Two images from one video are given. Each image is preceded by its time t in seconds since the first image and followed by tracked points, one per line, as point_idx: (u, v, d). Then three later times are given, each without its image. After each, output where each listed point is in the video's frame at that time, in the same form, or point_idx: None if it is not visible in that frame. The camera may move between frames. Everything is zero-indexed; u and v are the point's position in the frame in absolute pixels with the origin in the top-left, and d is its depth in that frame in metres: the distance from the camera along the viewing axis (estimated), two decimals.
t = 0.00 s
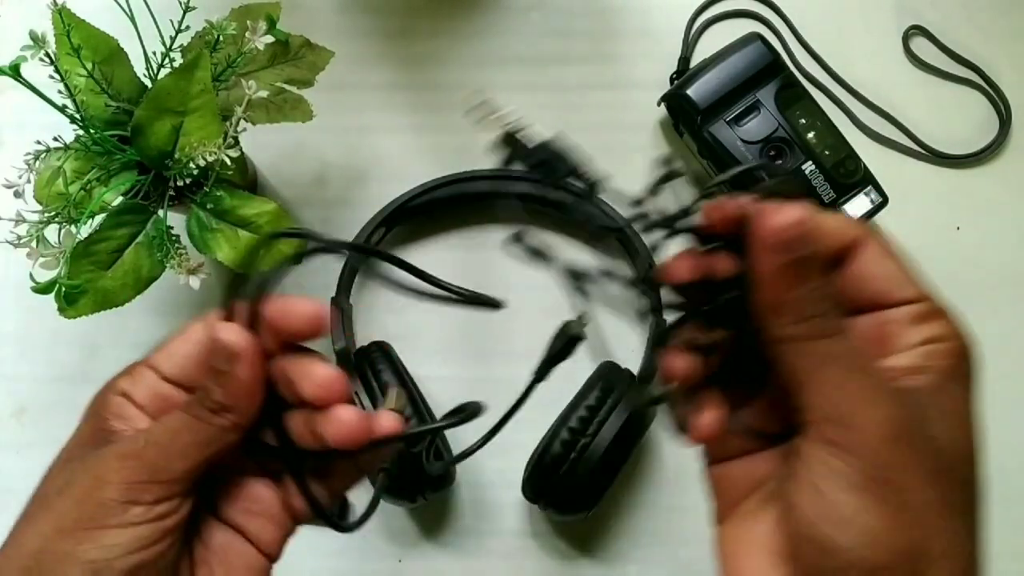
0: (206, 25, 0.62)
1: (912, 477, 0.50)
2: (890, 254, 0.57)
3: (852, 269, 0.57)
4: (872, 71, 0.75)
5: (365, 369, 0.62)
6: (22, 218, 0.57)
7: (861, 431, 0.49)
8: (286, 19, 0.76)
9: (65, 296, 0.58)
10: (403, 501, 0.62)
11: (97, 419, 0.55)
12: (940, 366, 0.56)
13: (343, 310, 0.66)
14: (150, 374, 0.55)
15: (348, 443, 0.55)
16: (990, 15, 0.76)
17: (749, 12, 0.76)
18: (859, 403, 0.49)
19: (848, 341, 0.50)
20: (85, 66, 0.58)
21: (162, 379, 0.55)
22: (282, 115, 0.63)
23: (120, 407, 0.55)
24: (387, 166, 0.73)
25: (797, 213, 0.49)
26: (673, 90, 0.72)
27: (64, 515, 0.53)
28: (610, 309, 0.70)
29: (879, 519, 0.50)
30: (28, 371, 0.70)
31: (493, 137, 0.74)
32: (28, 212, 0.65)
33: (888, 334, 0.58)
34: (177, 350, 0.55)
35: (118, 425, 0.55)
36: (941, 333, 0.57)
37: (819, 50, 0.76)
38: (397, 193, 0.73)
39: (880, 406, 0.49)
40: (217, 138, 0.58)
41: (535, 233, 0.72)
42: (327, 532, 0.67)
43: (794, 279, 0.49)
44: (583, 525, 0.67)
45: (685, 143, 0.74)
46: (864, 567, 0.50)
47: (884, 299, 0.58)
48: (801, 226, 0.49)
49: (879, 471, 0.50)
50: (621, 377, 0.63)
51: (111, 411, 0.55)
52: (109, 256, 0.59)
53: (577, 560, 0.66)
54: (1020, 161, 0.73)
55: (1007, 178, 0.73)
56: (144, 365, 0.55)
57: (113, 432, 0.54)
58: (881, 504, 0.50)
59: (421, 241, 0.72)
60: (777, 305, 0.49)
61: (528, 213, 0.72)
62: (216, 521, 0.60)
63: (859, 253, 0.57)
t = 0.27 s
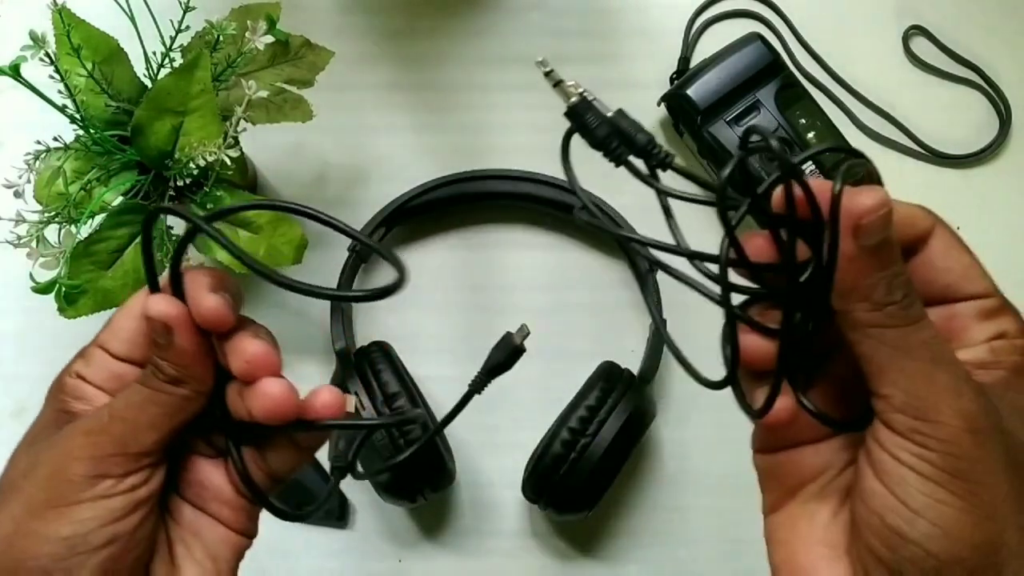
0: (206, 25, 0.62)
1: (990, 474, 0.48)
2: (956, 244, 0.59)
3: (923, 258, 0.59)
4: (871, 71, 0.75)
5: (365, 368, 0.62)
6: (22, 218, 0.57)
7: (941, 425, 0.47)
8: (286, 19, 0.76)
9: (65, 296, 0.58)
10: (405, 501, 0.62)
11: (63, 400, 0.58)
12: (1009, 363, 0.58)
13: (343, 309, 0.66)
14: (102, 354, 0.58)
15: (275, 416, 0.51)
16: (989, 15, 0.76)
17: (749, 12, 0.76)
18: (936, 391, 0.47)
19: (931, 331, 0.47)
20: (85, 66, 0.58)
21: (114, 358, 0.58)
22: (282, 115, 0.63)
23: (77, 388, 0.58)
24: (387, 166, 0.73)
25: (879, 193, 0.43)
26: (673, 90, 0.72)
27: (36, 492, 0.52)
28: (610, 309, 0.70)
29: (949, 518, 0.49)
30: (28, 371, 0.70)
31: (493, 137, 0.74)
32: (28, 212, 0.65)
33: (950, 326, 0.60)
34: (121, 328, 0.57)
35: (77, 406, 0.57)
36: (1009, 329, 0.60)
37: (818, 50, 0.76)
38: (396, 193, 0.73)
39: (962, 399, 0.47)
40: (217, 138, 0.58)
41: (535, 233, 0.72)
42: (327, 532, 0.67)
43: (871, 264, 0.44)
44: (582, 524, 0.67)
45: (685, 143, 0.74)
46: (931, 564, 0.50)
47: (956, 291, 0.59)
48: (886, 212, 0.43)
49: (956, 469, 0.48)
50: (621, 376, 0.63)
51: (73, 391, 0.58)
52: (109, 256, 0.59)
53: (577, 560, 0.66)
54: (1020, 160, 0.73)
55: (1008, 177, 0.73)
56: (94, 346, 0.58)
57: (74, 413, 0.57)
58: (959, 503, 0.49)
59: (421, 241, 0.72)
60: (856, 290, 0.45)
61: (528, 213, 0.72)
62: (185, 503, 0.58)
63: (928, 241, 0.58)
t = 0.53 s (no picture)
0: (206, 25, 0.62)
1: (966, 474, 0.48)
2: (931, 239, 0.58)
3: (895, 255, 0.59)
4: (872, 71, 0.75)
5: (365, 369, 0.62)
6: (22, 218, 0.57)
7: (914, 424, 0.47)
8: (286, 19, 0.76)
9: (65, 296, 0.58)
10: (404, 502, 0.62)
11: (63, 405, 0.58)
12: (986, 359, 0.57)
13: (343, 310, 0.66)
14: (110, 355, 0.58)
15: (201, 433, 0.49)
16: (990, 15, 0.76)
17: (749, 12, 0.76)
18: (910, 390, 0.47)
19: (903, 330, 0.47)
20: (85, 66, 0.58)
21: (121, 358, 0.58)
22: (282, 115, 0.63)
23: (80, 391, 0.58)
24: (387, 166, 0.73)
25: (847, 191, 0.44)
26: (673, 90, 0.72)
27: (32, 492, 0.50)
28: (610, 309, 0.70)
29: (925, 520, 0.48)
30: (28, 371, 0.70)
31: (493, 137, 0.74)
32: (28, 212, 0.65)
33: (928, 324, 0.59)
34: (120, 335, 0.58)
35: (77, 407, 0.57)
36: (987, 325, 0.58)
37: (818, 50, 0.76)
38: (396, 193, 0.73)
39: (935, 399, 0.47)
40: (217, 138, 0.58)
41: (535, 233, 0.72)
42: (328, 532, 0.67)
43: (844, 262, 0.45)
44: (582, 524, 0.67)
45: (685, 143, 0.74)
46: (907, 567, 0.49)
47: (931, 288, 0.59)
48: (856, 209, 0.44)
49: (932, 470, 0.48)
50: (621, 376, 0.63)
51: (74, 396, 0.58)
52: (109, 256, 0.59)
53: (577, 560, 0.66)
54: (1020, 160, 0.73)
55: (1008, 177, 0.73)
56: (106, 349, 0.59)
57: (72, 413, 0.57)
58: (935, 505, 0.48)
59: (420, 241, 0.72)
60: (829, 287, 0.46)
61: (527, 213, 0.72)
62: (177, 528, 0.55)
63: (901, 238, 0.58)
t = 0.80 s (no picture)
0: (206, 25, 0.62)
1: (951, 463, 0.49)
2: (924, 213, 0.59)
3: (889, 232, 0.59)
4: (871, 71, 0.75)
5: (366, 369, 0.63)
6: (22, 218, 0.57)
7: (896, 414, 0.48)
8: (286, 19, 0.76)
9: (65, 296, 0.58)
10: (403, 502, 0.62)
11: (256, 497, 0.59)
12: (982, 337, 0.57)
13: (343, 310, 0.66)
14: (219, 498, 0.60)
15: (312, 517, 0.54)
16: (990, 15, 0.76)
17: (749, 12, 0.76)
18: (888, 378, 0.47)
19: (879, 313, 0.47)
20: (85, 66, 0.58)
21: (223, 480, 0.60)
22: (282, 115, 0.63)
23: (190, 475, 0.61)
24: (387, 167, 0.73)
25: (807, 171, 0.44)
26: (673, 90, 0.72)
27: None
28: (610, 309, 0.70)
29: (909, 512, 0.50)
30: (28, 370, 0.70)
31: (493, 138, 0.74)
32: (28, 212, 0.65)
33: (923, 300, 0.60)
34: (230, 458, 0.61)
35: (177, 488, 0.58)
36: (984, 300, 0.59)
37: (818, 50, 0.76)
38: (396, 193, 0.73)
39: (915, 387, 0.48)
40: (217, 138, 0.58)
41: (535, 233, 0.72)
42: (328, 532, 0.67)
43: (805, 245, 0.45)
44: (583, 524, 0.67)
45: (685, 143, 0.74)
46: (896, 562, 0.51)
47: (921, 263, 0.60)
48: (812, 188, 0.44)
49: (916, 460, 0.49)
50: (621, 376, 0.63)
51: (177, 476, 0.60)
52: (109, 256, 0.59)
53: (577, 560, 0.66)
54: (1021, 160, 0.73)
55: (1008, 177, 0.73)
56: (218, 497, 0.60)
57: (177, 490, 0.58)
58: (921, 496, 0.50)
59: (421, 241, 0.72)
60: (799, 273, 0.46)
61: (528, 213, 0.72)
62: None
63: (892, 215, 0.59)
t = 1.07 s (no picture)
0: (206, 25, 0.62)
1: (862, 470, 0.46)
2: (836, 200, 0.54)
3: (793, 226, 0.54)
4: (871, 72, 0.75)
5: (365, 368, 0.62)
6: (22, 218, 0.57)
7: (797, 426, 0.45)
8: (286, 19, 0.76)
9: (65, 296, 0.58)
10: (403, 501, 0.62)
11: None
12: (916, 329, 0.51)
13: (343, 310, 0.65)
14: None
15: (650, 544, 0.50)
16: (989, 15, 0.76)
17: (749, 12, 0.76)
18: (785, 382, 0.45)
19: (770, 318, 0.45)
20: (85, 66, 0.58)
21: None
22: (282, 115, 0.63)
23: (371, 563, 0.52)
24: (387, 167, 0.73)
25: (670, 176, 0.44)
26: (673, 90, 0.72)
27: None
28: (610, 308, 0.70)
29: (827, 527, 0.47)
30: (28, 370, 0.70)
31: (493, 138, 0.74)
32: (28, 212, 0.65)
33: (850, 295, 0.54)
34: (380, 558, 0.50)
35: None
36: (918, 290, 0.52)
37: (817, 50, 0.76)
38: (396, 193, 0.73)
39: (814, 393, 0.45)
40: (217, 138, 0.58)
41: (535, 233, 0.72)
42: (329, 531, 0.67)
43: (682, 248, 0.44)
44: (583, 524, 0.67)
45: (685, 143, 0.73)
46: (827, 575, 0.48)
47: (839, 258, 0.54)
48: (676, 190, 0.44)
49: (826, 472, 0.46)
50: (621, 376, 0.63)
51: None
52: (109, 256, 0.59)
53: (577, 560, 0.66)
54: (1020, 161, 0.73)
55: (1007, 177, 0.73)
56: None
57: None
58: (831, 510, 0.47)
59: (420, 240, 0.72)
60: (676, 280, 0.45)
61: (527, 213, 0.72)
62: None
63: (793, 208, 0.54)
